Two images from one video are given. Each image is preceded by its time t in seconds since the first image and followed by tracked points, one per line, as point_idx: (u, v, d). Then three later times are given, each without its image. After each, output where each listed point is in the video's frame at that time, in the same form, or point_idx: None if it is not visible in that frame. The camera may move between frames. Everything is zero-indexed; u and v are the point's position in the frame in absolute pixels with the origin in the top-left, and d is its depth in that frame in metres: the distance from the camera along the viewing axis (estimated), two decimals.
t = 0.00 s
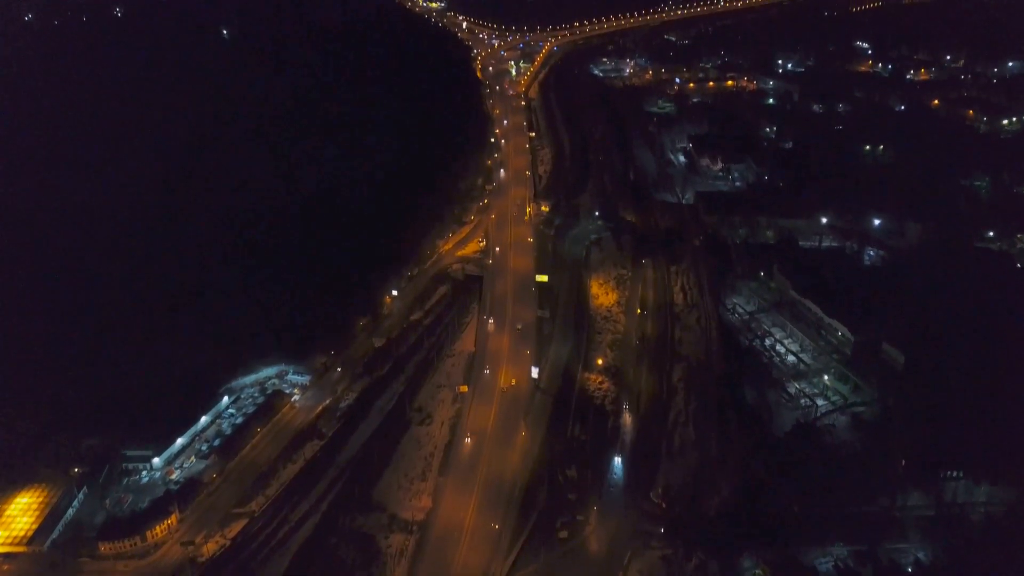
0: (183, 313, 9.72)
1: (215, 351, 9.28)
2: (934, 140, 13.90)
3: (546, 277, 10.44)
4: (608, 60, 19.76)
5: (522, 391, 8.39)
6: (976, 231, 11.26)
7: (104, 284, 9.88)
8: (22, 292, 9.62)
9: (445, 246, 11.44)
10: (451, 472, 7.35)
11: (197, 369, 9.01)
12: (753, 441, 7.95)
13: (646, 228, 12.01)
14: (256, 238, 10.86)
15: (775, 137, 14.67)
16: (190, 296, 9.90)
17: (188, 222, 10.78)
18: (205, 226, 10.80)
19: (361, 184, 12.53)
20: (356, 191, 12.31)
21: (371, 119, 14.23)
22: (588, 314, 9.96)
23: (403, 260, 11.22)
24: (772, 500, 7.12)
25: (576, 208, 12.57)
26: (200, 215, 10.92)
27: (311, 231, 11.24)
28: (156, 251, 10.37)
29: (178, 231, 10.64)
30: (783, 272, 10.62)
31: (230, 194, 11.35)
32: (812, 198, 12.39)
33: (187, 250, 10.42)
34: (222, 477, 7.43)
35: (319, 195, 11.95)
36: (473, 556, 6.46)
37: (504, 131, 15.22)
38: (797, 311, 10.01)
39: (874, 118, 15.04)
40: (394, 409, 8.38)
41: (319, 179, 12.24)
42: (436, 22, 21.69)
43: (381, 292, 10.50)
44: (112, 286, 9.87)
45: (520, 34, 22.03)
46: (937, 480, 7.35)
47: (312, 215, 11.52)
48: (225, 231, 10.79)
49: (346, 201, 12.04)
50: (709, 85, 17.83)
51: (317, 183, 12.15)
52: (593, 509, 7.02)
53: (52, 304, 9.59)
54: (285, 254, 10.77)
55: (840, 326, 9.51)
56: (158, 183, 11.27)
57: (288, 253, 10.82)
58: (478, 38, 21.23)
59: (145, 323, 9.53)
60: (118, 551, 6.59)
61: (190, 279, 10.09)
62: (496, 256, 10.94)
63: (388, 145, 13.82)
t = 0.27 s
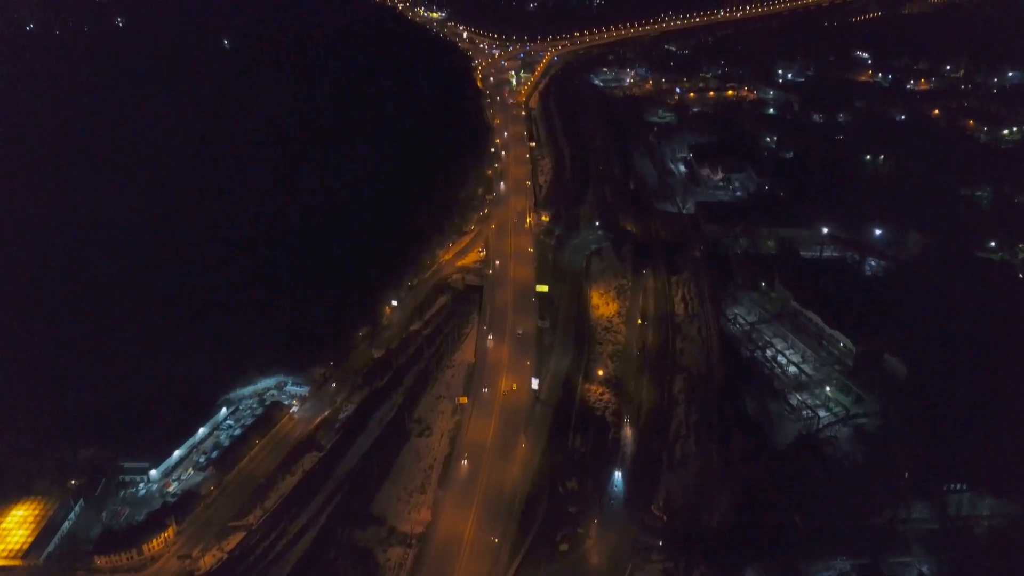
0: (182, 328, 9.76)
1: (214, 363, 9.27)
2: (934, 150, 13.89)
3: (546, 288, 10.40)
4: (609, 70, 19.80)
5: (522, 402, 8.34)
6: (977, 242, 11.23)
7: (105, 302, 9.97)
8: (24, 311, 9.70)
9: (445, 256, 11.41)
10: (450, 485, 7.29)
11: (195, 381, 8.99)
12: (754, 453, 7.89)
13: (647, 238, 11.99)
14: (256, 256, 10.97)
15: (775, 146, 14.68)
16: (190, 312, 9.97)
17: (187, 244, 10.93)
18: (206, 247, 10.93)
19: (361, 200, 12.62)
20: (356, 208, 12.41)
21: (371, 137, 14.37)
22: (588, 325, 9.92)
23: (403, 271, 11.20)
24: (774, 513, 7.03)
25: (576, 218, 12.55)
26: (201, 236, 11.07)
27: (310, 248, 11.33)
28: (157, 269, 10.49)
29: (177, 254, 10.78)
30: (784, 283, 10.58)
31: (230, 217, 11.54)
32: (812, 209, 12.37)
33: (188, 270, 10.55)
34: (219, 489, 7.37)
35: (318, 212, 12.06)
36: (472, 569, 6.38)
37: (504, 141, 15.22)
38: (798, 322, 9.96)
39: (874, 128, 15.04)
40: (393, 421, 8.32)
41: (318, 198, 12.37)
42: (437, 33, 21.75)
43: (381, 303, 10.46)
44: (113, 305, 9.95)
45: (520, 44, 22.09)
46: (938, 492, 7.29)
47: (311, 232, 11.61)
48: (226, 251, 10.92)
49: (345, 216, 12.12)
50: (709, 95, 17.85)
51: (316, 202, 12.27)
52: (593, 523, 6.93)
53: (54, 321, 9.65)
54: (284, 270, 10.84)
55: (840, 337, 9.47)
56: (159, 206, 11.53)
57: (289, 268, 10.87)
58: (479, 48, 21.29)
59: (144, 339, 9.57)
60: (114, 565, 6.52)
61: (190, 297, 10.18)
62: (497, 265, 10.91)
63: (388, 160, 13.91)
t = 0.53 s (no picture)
0: (182, 340, 9.73)
1: (213, 375, 9.23)
2: (935, 160, 13.88)
3: (547, 298, 10.38)
4: (609, 80, 19.84)
5: (522, 413, 8.28)
6: (979, 252, 11.20)
7: (106, 315, 9.99)
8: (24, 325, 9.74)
9: (445, 266, 11.39)
10: (449, 497, 7.22)
11: (194, 392, 8.95)
12: (756, 465, 7.84)
13: (647, 248, 11.98)
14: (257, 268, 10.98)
15: (776, 156, 14.68)
16: (190, 325, 9.95)
17: (189, 259, 11.02)
18: (207, 261, 10.99)
19: (363, 211, 12.64)
20: (357, 218, 12.41)
21: (372, 147, 14.42)
22: (589, 335, 9.88)
23: (403, 281, 11.16)
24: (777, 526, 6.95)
25: (577, 228, 12.54)
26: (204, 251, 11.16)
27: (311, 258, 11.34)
28: (159, 283, 10.54)
29: (179, 267, 10.85)
30: (785, 294, 10.55)
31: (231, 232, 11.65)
32: (813, 219, 12.35)
33: (189, 283, 10.57)
34: (217, 502, 7.31)
35: (319, 225, 12.10)
36: None
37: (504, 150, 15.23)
38: (799, 333, 9.91)
39: (874, 138, 15.04)
40: (392, 433, 8.27)
41: (319, 211, 12.43)
42: (437, 44, 21.82)
43: (380, 313, 10.43)
44: (113, 317, 9.96)
45: (520, 54, 22.14)
46: (943, 506, 7.13)
47: (312, 244, 11.65)
48: (227, 264, 10.97)
49: (347, 228, 12.14)
50: (709, 105, 17.87)
51: (318, 214, 12.33)
52: (594, 536, 6.86)
53: (55, 334, 9.66)
54: (285, 281, 10.83)
55: (843, 347, 9.43)
56: (163, 223, 11.66)
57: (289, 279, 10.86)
58: (479, 58, 21.33)
59: (143, 349, 9.53)
60: None
61: (191, 309, 10.18)
62: (497, 275, 10.88)
63: (389, 170, 13.92)
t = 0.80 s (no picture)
0: (180, 351, 9.69)
1: (211, 386, 9.19)
2: (936, 170, 13.88)
3: (547, 308, 10.34)
4: (609, 90, 19.87)
5: (522, 425, 8.23)
6: (980, 262, 11.17)
7: (104, 326, 9.94)
8: (23, 336, 9.69)
9: (445, 276, 11.35)
10: (448, 511, 7.15)
11: (192, 404, 8.90)
12: (759, 478, 7.77)
13: (648, 259, 11.95)
14: (257, 280, 10.96)
15: (776, 166, 14.67)
16: (189, 335, 9.92)
17: (189, 270, 10.99)
18: (206, 272, 10.97)
19: (363, 224, 12.65)
20: (357, 232, 12.42)
21: (373, 162, 14.49)
22: (589, 346, 9.84)
23: (403, 291, 11.13)
24: (779, 539, 6.88)
25: (577, 238, 12.51)
26: (204, 262, 11.14)
27: (311, 269, 11.32)
28: (158, 294, 10.50)
29: (179, 278, 10.82)
30: (786, 304, 10.51)
31: (231, 243, 11.62)
32: (814, 229, 12.31)
33: (188, 295, 10.54)
34: (214, 515, 7.25)
35: (319, 236, 12.10)
36: None
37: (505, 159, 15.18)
38: (801, 343, 9.83)
39: (875, 148, 15.04)
40: (391, 445, 8.22)
41: (320, 223, 12.43)
42: (438, 54, 21.87)
43: (380, 324, 10.39)
44: (112, 328, 9.92)
45: (521, 64, 22.18)
46: (946, 519, 7.08)
47: (311, 255, 11.63)
48: (227, 277, 10.94)
49: (348, 240, 12.15)
50: (709, 115, 17.88)
51: (318, 226, 12.33)
52: (594, 551, 6.79)
53: (53, 345, 9.60)
54: (284, 292, 10.80)
55: (845, 359, 9.36)
56: (163, 234, 11.63)
57: (289, 290, 10.84)
58: (480, 68, 21.37)
59: (141, 361, 9.48)
60: None
61: (189, 321, 10.15)
62: (497, 286, 10.85)
63: (390, 184, 13.97)
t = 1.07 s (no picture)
0: (179, 361, 9.64)
1: (209, 397, 9.14)
2: (936, 180, 13.87)
3: (547, 319, 10.30)
4: (609, 100, 19.90)
5: (522, 436, 8.17)
6: (982, 273, 11.14)
7: (102, 334, 9.89)
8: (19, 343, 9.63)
9: (445, 286, 11.33)
10: (447, 524, 7.08)
11: (190, 415, 8.85)
12: (761, 492, 7.70)
13: (648, 269, 11.92)
14: (256, 290, 10.94)
15: (777, 177, 14.66)
16: (188, 345, 9.88)
17: (188, 279, 10.97)
18: (206, 281, 10.95)
19: (363, 234, 12.64)
20: (357, 241, 12.40)
21: (373, 172, 14.51)
22: (589, 357, 9.79)
23: (402, 301, 11.10)
24: (781, 552, 6.80)
25: (577, 248, 12.49)
26: (203, 272, 11.12)
27: (310, 279, 11.30)
28: (157, 303, 10.47)
29: (177, 287, 10.78)
30: (787, 315, 10.47)
31: (231, 252, 11.60)
32: (814, 240, 12.29)
33: (187, 304, 10.51)
34: (212, 527, 7.20)
35: (319, 246, 12.08)
36: None
37: (505, 168, 15.18)
38: (802, 354, 9.76)
39: (875, 158, 15.04)
40: (390, 457, 8.16)
41: (319, 232, 12.42)
42: (439, 64, 21.93)
43: (379, 334, 10.35)
44: (110, 336, 9.88)
45: (521, 74, 22.23)
46: (949, 532, 6.98)
47: (311, 265, 11.61)
48: (226, 286, 10.92)
49: (347, 250, 12.13)
50: (709, 125, 17.90)
51: (318, 236, 12.32)
52: (595, 565, 6.71)
53: (51, 353, 9.53)
54: (283, 302, 10.78)
55: (846, 370, 9.32)
56: (162, 243, 11.62)
57: (289, 301, 10.81)
58: (481, 78, 21.41)
59: (140, 371, 9.44)
60: None
61: (188, 330, 10.11)
62: (497, 296, 10.82)
63: (390, 194, 13.98)
